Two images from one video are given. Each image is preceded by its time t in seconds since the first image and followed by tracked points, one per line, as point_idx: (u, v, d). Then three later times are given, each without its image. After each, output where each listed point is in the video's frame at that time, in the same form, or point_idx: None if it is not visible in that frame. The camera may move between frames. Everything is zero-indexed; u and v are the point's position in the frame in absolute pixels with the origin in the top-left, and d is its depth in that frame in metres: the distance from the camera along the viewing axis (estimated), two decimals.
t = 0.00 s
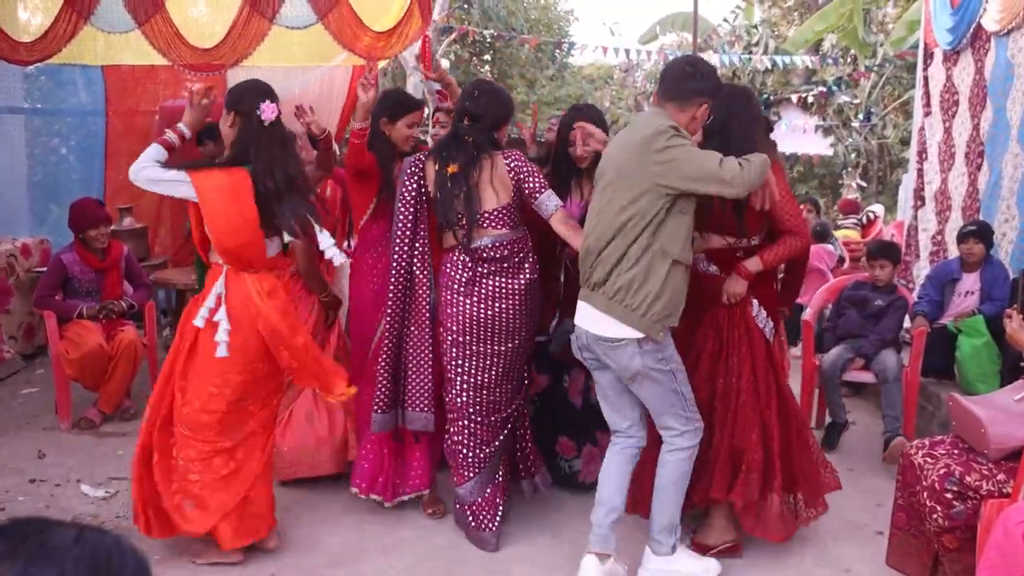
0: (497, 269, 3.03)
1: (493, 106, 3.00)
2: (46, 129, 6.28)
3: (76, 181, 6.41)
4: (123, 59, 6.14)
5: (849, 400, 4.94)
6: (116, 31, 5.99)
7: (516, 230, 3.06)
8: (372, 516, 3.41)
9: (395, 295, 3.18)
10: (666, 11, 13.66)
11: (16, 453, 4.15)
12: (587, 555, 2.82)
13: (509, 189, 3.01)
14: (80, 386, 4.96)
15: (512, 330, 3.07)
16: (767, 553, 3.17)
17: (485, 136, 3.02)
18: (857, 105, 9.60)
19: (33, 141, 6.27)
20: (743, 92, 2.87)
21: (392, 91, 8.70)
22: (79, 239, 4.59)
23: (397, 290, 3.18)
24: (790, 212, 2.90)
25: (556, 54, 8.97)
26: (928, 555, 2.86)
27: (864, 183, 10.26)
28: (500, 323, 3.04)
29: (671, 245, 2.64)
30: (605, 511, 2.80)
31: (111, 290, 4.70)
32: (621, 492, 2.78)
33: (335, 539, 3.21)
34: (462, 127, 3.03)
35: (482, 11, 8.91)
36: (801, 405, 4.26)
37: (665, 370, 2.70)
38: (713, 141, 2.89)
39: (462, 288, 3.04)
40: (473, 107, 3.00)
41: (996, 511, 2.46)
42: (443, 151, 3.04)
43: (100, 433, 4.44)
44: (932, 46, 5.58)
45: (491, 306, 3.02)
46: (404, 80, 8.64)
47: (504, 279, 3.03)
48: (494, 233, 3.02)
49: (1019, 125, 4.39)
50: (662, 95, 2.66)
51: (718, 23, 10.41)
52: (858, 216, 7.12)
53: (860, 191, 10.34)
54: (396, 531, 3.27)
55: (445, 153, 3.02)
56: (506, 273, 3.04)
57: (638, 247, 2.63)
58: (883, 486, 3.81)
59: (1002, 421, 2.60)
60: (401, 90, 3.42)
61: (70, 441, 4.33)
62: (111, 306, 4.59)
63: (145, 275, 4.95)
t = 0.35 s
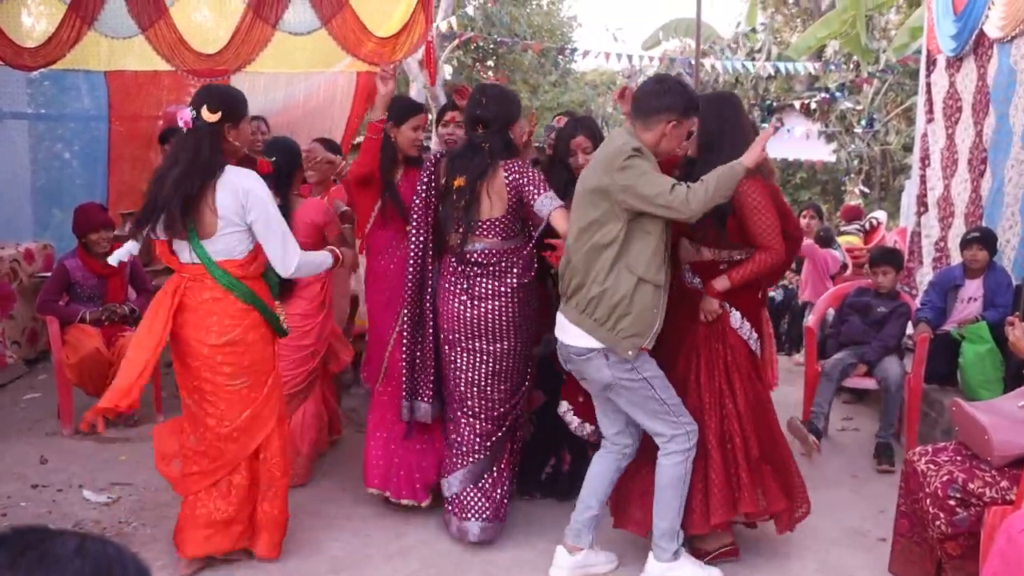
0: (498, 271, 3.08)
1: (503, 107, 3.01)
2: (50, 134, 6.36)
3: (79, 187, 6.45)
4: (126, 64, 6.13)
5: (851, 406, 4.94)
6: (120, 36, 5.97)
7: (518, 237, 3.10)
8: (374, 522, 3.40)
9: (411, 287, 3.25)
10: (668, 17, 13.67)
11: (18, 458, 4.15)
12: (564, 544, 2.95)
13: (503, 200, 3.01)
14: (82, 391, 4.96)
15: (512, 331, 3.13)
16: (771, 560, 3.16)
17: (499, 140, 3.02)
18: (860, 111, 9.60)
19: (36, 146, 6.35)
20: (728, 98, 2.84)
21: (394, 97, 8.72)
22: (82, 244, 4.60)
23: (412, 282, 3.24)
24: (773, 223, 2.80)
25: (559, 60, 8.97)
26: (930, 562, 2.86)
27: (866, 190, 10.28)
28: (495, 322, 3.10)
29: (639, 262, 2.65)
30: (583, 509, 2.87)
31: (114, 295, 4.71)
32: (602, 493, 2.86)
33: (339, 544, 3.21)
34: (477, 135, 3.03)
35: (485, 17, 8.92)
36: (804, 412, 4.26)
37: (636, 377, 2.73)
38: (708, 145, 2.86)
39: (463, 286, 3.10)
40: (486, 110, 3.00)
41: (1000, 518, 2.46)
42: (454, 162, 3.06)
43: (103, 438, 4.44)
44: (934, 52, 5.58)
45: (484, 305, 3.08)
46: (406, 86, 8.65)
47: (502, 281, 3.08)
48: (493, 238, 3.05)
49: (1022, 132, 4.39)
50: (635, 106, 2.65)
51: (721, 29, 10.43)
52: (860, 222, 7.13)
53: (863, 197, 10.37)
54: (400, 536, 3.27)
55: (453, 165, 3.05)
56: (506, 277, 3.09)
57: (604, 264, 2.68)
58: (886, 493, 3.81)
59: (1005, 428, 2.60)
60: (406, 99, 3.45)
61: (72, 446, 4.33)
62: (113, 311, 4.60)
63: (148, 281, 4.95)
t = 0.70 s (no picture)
0: (499, 272, 3.19)
1: (505, 113, 3.13)
2: (52, 137, 6.35)
3: (82, 190, 6.44)
4: (128, 67, 6.12)
5: (854, 410, 4.94)
6: (123, 40, 6.03)
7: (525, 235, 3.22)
8: (375, 524, 3.41)
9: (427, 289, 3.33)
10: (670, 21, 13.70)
11: (20, 460, 4.16)
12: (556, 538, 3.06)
13: (502, 205, 3.12)
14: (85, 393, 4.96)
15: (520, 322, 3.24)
16: (772, 563, 3.16)
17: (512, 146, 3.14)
18: (862, 115, 9.59)
19: (38, 148, 6.37)
20: (732, 119, 3.10)
21: (396, 101, 8.72)
22: (84, 247, 4.60)
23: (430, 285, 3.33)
24: (757, 239, 3.04)
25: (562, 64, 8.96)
26: (932, 566, 2.85)
27: (869, 194, 10.27)
28: (508, 317, 3.21)
29: (617, 240, 2.83)
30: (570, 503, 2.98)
31: (117, 298, 4.71)
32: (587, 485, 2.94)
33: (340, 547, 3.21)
34: (492, 143, 3.16)
35: (488, 20, 8.91)
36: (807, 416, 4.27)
37: (590, 365, 2.90)
38: (707, 162, 3.14)
39: (474, 288, 3.22)
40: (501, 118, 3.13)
41: (1002, 522, 2.46)
42: (472, 172, 3.18)
43: (106, 440, 4.45)
44: (937, 57, 5.58)
45: (491, 304, 3.19)
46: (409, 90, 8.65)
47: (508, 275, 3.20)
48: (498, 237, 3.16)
49: None
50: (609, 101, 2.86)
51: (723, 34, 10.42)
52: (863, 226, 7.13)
53: (866, 201, 10.36)
54: (402, 539, 3.28)
55: (467, 176, 3.20)
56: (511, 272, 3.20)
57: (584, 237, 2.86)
58: (888, 497, 3.81)
59: (1007, 432, 2.60)
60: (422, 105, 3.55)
61: (75, 449, 4.33)
62: (116, 314, 4.60)
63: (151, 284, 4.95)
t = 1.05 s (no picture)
0: (515, 279, 3.25)
1: (518, 124, 3.18)
2: (54, 137, 6.37)
3: (84, 189, 6.48)
4: (132, 67, 6.13)
5: (854, 414, 4.94)
6: (126, 40, 6.04)
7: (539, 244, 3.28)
8: (375, 525, 3.41)
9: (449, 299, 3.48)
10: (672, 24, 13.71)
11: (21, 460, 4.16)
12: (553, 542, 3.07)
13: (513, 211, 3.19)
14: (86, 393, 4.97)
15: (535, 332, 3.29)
16: (772, 566, 3.16)
17: (522, 158, 3.22)
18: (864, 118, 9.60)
19: (41, 148, 6.36)
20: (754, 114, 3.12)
21: (398, 102, 8.73)
22: (86, 246, 4.61)
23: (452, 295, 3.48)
24: (767, 233, 3.05)
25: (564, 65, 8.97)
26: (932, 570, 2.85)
27: (870, 198, 10.27)
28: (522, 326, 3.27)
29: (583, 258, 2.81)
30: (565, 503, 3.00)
31: (118, 298, 4.71)
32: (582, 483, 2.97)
33: (340, 548, 3.21)
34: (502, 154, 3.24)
35: (490, 22, 8.92)
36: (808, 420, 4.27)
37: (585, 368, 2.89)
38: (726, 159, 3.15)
39: (490, 294, 3.27)
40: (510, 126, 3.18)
41: (1002, 526, 2.46)
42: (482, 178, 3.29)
43: (106, 440, 4.45)
44: (938, 61, 5.59)
45: (506, 310, 3.25)
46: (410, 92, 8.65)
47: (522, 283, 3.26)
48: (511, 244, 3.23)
49: None
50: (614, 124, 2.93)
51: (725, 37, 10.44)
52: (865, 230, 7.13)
53: (867, 205, 10.36)
54: (402, 540, 3.28)
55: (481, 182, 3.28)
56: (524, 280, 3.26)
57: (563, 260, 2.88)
58: (888, 500, 3.81)
59: (1006, 436, 2.61)
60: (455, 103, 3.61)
61: (75, 448, 4.34)
62: (117, 314, 4.61)
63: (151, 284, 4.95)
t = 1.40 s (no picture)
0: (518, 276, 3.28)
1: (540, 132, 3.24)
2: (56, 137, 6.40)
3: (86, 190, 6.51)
4: (133, 69, 6.15)
5: (855, 417, 4.94)
6: (128, 42, 6.05)
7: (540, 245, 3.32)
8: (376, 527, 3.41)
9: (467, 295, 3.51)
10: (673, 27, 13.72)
11: (22, 460, 4.17)
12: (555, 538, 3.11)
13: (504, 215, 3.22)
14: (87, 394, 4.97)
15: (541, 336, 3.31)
16: (772, 569, 3.16)
17: (529, 160, 3.25)
18: (864, 122, 9.61)
19: (42, 149, 6.38)
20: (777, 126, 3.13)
21: (399, 104, 8.74)
22: (86, 248, 4.61)
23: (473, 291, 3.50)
24: (790, 249, 3.08)
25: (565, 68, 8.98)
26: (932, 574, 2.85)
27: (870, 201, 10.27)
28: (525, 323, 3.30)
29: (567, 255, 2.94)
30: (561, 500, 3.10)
31: (119, 299, 4.71)
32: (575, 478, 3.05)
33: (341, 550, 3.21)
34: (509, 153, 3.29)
35: (491, 24, 8.93)
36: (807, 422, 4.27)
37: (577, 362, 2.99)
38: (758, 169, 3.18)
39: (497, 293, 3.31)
40: (527, 127, 3.27)
41: (1002, 530, 2.46)
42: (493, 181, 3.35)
43: (107, 442, 4.45)
44: (939, 64, 5.59)
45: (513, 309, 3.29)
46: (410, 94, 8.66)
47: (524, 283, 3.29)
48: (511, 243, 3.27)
49: None
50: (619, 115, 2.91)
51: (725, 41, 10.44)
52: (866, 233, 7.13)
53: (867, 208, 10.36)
54: (404, 542, 3.28)
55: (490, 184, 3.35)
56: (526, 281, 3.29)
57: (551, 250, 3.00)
58: (888, 504, 3.81)
59: (1006, 440, 2.60)
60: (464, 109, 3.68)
61: (76, 449, 4.34)
62: (117, 315, 4.61)
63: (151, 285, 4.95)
